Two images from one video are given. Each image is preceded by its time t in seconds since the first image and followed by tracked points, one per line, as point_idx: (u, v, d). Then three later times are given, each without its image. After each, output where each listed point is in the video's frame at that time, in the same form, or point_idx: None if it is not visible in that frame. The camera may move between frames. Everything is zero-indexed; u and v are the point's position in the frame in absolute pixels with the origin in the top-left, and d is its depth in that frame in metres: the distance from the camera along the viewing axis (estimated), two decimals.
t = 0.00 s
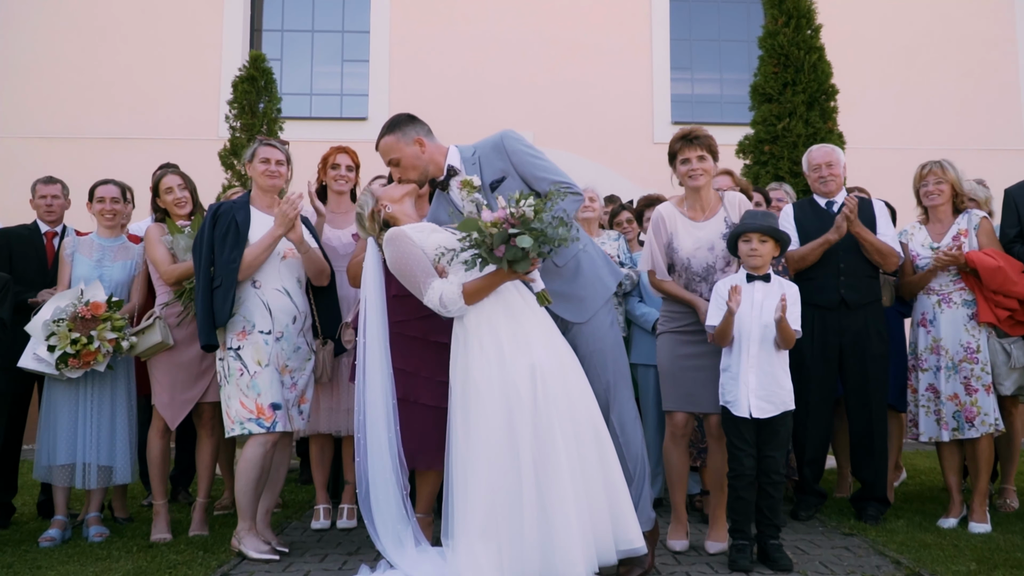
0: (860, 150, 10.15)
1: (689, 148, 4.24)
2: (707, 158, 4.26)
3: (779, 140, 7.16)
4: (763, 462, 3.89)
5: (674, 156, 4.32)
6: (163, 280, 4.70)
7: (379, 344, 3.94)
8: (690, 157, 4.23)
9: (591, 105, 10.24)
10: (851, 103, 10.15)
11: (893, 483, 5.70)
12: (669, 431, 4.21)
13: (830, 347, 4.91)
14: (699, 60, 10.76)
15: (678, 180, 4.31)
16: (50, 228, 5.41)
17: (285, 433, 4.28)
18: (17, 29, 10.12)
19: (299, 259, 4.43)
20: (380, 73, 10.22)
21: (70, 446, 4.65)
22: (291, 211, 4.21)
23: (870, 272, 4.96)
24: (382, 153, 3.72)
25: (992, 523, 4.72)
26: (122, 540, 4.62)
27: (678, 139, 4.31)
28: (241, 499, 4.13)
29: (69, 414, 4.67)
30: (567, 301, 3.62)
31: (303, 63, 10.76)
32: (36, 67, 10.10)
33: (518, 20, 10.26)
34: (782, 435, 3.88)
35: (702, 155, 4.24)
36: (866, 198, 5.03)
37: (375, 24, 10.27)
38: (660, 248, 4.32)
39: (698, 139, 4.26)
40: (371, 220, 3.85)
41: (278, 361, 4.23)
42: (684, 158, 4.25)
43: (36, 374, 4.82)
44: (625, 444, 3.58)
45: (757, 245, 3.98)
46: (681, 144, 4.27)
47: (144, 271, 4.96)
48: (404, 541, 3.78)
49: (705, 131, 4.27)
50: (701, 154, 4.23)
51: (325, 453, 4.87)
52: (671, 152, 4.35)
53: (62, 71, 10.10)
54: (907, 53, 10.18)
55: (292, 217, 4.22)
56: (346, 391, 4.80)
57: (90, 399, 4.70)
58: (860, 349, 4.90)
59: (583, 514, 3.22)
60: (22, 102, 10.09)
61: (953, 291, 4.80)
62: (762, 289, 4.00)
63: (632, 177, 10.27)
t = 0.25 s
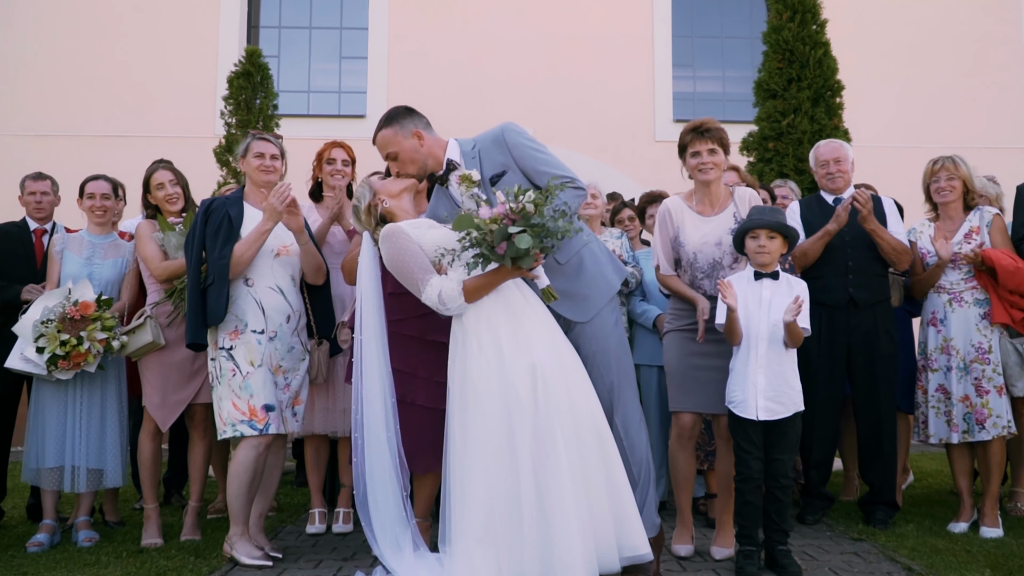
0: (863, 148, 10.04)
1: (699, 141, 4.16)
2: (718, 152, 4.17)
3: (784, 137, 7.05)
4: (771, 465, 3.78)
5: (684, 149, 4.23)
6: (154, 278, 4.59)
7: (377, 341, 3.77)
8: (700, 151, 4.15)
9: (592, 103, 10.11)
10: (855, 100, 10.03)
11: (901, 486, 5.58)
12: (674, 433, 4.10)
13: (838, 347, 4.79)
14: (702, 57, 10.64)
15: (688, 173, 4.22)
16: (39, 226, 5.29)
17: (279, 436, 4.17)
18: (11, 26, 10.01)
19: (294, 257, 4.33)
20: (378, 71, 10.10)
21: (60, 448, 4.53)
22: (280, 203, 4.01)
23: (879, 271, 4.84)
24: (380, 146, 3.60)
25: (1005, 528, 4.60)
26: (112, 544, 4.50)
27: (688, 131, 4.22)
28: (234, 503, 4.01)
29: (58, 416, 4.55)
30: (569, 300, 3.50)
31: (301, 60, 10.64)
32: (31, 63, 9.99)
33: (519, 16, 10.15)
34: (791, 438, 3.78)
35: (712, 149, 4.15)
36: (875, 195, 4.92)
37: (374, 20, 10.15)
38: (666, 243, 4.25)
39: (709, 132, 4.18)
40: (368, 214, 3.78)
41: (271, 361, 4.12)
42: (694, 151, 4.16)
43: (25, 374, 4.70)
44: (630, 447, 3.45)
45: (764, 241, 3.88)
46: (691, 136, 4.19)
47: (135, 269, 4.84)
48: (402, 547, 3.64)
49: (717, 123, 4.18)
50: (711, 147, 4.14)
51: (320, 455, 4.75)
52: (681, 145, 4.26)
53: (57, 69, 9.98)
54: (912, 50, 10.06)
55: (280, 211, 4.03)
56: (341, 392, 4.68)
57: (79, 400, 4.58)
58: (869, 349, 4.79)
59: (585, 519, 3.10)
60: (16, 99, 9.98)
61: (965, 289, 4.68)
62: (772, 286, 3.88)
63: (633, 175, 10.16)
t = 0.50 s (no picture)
0: (867, 146, 9.93)
1: (708, 135, 4.06)
2: (727, 146, 4.08)
3: (788, 134, 6.93)
4: (780, 468, 3.67)
5: (693, 142, 4.15)
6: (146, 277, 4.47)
7: (376, 338, 3.63)
8: (709, 145, 4.06)
9: (593, 100, 9.98)
10: (858, 98, 9.92)
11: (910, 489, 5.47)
12: (680, 436, 3.99)
13: (847, 347, 4.68)
14: (703, 54, 10.53)
15: (695, 167, 4.14)
16: (30, 224, 5.19)
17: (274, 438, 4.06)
18: (6, 23, 9.89)
19: (290, 254, 4.21)
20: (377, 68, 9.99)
21: (49, 452, 4.42)
22: (255, 196, 3.89)
23: (889, 269, 4.72)
24: (377, 139, 3.51)
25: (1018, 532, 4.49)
26: (102, 550, 4.39)
27: (697, 124, 4.11)
28: (227, 508, 3.90)
29: (47, 419, 4.44)
30: (572, 299, 3.38)
31: (298, 58, 10.53)
32: (26, 61, 9.87)
33: (519, 13, 10.04)
34: (801, 440, 3.67)
35: (722, 143, 4.06)
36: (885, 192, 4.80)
37: (372, 18, 10.04)
38: (673, 238, 4.15)
39: (719, 126, 4.07)
40: (365, 210, 3.64)
41: (265, 361, 4.01)
42: (704, 145, 4.08)
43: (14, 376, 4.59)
44: (635, 451, 3.34)
45: (772, 238, 3.75)
46: (700, 130, 4.09)
47: (128, 267, 4.73)
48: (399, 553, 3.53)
49: (726, 116, 4.06)
50: (720, 142, 4.05)
51: (317, 458, 4.64)
52: (689, 138, 4.17)
53: (52, 67, 9.87)
54: (916, 48, 9.95)
55: (258, 204, 3.91)
56: (338, 394, 4.57)
57: (70, 402, 4.47)
58: (879, 349, 4.68)
59: (588, 526, 2.98)
60: (11, 97, 9.87)
61: (977, 287, 4.57)
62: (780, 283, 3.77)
63: (634, 174, 10.05)
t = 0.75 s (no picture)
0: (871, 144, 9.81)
1: (718, 129, 4.01)
2: (737, 140, 4.03)
3: (794, 130, 6.81)
4: (790, 473, 3.55)
5: (702, 136, 4.09)
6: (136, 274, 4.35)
7: (373, 339, 3.49)
8: (719, 139, 4.01)
9: (595, 97, 9.85)
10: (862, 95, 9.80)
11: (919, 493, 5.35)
12: (686, 439, 3.88)
13: (857, 347, 4.56)
14: (706, 52, 10.42)
15: (705, 162, 4.09)
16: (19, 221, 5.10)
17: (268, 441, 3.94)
18: None
19: (284, 251, 4.08)
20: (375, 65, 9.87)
21: (37, 454, 4.31)
22: (246, 195, 3.75)
23: (899, 268, 4.61)
24: (376, 132, 3.38)
25: None
26: (91, 555, 4.27)
27: (706, 118, 4.07)
28: (219, 512, 3.77)
29: (35, 421, 4.32)
30: (577, 298, 3.25)
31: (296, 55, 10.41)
32: (20, 57, 9.74)
33: (520, 9, 9.91)
34: (811, 444, 3.55)
35: (732, 137, 4.01)
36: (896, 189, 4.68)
37: (371, 14, 9.92)
38: (680, 234, 4.08)
39: (729, 119, 4.04)
40: (363, 204, 3.51)
41: (259, 362, 3.89)
42: (713, 139, 4.02)
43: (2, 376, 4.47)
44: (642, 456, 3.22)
45: (783, 234, 3.63)
46: (710, 123, 4.05)
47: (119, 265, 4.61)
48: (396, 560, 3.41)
49: (737, 111, 4.04)
50: (730, 135, 4.00)
51: (313, 462, 4.52)
52: (699, 132, 4.12)
53: (47, 63, 9.74)
54: (921, 45, 9.83)
55: (250, 202, 3.77)
56: (334, 395, 4.45)
57: (58, 403, 4.35)
58: (889, 349, 4.56)
59: (593, 533, 2.86)
60: (5, 94, 9.74)
61: (990, 287, 4.46)
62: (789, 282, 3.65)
63: (636, 172, 9.92)
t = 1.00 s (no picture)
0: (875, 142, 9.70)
1: (727, 124, 3.92)
2: (745, 136, 3.93)
3: (799, 127, 6.69)
4: (801, 478, 3.44)
5: (710, 131, 3.99)
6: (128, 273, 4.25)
7: (372, 340, 3.37)
8: (727, 135, 3.91)
9: (596, 94, 9.74)
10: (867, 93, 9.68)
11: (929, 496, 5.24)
12: (694, 443, 3.77)
13: (867, 348, 4.45)
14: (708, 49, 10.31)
15: (712, 157, 3.99)
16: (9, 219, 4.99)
17: (263, 444, 3.82)
18: None
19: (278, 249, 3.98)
20: (374, 62, 9.75)
21: (27, 458, 4.20)
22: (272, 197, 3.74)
23: (910, 266, 4.49)
24: (376, 124, 3.27)
25: None
26: (82, 562, 4.15)
27: (715, 112, 3.98)
28: (212, 517, 3.66)
29: (24, 424, 4.21)
30: (582, 297, 3.14)
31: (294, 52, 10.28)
32: (15, 54, 9.62)
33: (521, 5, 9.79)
34: (823, 448, 3.43)
35: (740, 133, 3.91)
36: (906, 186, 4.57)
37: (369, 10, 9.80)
38: (686, 231, 3.97)
39: (737, 115, 3.94)
40: (362, 198, 3.42)
41: (253, 363, 3.77)
42: (721, 134, 3.93)
43: None
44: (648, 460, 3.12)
45: (792, 231, 3.52)
46: (718, 119, 3.95)
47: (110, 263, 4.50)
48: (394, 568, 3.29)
49: (746, 105, 3.94)
50: (739, 131, 3.90)
51: (309, 465, 4.41)
52: (707, 127, 4.02)
53: (42, 60, 9.62)
54: (926, 41, 9.72)
55: (272, 205, 3.75)
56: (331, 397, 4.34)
57: (48, 405, 4.25)
58: (901, 350, 4.45)
59: (600, 541, 2.75)
60: None
61: (1004, 285, 4.35)
62: (801, 280, 3.53)
63: (638, 170, 9.81)
